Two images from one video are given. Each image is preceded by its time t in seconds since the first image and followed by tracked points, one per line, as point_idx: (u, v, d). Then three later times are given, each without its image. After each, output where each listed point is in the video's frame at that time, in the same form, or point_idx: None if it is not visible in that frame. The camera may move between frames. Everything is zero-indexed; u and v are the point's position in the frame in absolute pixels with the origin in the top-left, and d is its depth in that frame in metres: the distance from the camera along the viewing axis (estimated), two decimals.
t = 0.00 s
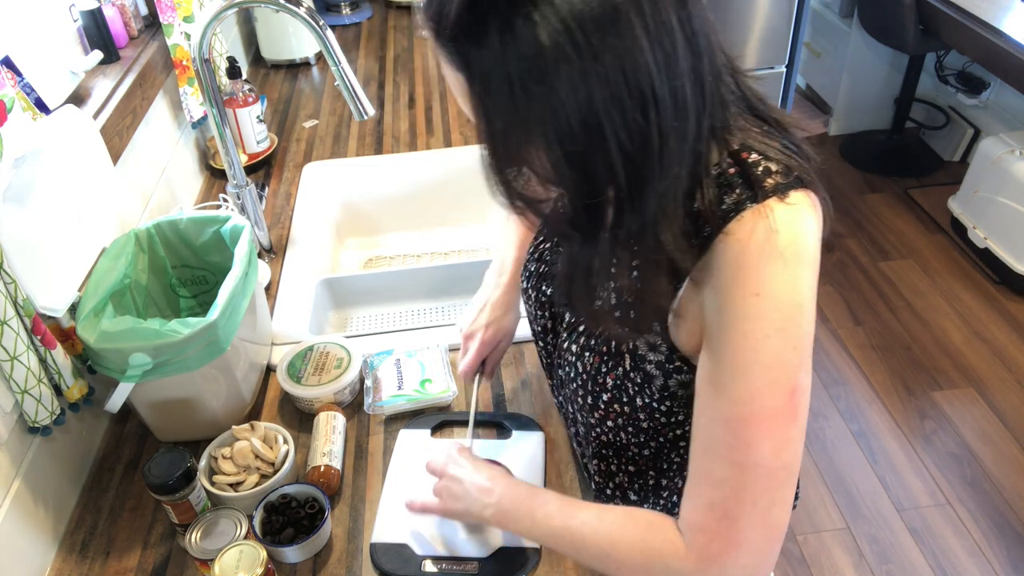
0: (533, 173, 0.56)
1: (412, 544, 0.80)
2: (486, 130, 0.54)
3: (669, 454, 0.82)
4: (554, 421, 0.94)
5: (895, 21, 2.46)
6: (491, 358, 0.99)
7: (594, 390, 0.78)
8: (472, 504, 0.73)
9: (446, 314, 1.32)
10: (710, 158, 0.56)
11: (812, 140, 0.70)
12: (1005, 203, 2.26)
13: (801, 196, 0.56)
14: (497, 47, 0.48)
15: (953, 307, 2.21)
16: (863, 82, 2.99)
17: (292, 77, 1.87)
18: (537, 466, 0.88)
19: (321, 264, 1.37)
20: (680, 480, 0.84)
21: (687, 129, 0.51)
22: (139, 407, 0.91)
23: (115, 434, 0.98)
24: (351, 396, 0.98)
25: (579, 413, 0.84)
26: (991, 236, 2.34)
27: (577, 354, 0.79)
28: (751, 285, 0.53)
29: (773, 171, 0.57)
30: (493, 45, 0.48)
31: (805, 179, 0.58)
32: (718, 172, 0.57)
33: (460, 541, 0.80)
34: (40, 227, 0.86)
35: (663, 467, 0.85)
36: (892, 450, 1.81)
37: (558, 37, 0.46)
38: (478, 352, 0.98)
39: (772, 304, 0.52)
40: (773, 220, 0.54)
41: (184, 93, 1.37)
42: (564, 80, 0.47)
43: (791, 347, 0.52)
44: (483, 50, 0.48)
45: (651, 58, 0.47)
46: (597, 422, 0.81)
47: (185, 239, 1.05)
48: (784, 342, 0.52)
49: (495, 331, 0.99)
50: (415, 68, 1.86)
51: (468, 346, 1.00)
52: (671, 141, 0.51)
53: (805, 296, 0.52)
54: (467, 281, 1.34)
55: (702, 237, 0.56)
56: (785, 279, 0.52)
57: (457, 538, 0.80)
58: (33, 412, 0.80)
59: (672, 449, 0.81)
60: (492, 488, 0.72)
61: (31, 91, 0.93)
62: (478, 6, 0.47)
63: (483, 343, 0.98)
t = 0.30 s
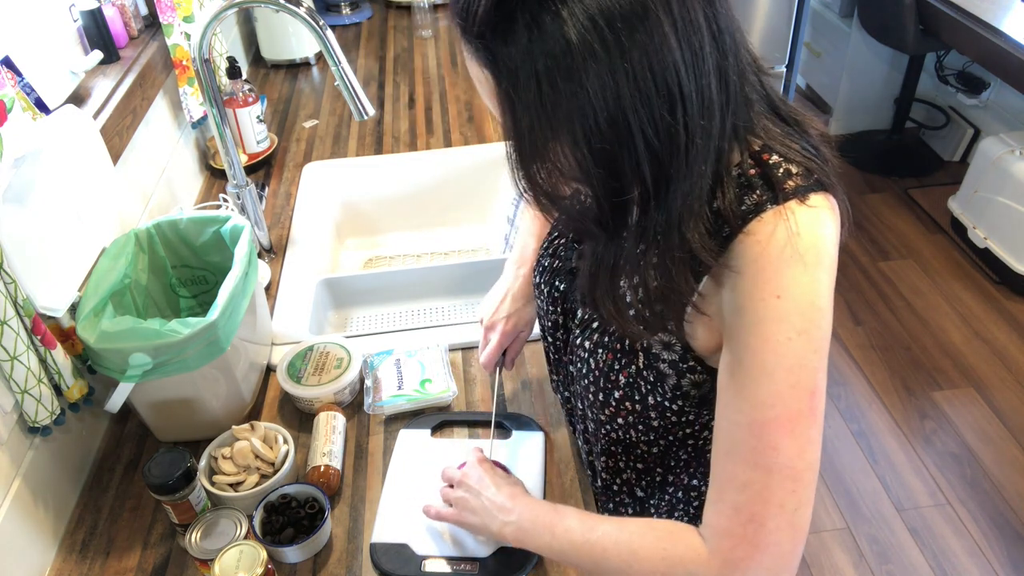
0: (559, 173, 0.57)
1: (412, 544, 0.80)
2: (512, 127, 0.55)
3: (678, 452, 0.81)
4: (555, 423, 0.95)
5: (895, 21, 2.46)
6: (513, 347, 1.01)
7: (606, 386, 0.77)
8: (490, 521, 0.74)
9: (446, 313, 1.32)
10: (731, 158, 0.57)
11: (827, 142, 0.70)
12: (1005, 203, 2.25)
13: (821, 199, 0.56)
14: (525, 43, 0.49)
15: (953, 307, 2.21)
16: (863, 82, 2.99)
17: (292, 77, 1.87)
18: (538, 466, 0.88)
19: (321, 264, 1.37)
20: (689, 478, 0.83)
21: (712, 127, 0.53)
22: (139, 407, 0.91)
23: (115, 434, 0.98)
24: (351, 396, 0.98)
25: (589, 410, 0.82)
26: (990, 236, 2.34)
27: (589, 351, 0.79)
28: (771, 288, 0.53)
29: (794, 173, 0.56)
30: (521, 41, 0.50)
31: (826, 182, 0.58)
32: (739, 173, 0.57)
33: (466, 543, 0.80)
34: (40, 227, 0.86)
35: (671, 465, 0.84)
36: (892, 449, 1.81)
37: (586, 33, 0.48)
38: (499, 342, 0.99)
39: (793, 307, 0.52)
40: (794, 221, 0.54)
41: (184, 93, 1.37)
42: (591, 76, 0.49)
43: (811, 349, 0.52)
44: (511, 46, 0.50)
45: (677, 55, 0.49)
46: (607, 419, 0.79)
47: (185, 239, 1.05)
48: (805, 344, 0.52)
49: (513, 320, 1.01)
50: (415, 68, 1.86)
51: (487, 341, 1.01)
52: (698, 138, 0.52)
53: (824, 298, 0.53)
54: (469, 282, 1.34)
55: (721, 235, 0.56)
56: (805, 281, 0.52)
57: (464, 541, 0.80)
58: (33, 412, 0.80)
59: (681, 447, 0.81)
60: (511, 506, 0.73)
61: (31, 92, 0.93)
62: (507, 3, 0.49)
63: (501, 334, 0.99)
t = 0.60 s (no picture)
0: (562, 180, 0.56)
1: (412, 544, 0.80)
2: (513, 135, 0.55)
3: (681, 455, 0.83)
4: (554, 423, 0.95)
5: (895, 21, 2.46)
6: (511, 348, 1.01)
7: (608, 391, 0.77)
8: (495, 529, 0.74)
9: (445, 314, 1.32)
10: (735, 164, 0.56)
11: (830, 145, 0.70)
12: (1005, 203, 2.25)
13: (826, 205, 0.56)
14: (525, 52, 0.49)
15: (953, 307, 2.21)
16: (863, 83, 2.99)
17: (292, 78, 1.87)
18: (538, 466, 0.88)
19: (321, 264, 1.37)
20: (692, 481, 0.85)
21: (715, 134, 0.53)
22: (139, 407, 0.91)
23: (115, 434, 0.98)
24: (351, 396, 0.98)
25: (591, 413, 0.81)
26: (991, 236, 2.33)
27: (592, 355, 0.78)
28: (774, 295, 0.53)
29: (798, 180, 0.56)
30: (522, 50, 0.49)
31: (830, 188, 0.58)
32: (742, 179, 0.57)
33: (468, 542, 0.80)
34: (40, 227, 0.86)
35: (675, 468, 0.85)
36: (892, 449, 1.81)
37: (587, 42, 0.47)
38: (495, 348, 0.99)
39: (796, 314, 0.52)
40: (798, 228, 0.54)
41: (184, 93, 1.37)
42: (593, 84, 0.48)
43: (814, 356, 0.52)
44: (512, 55, 0.50)
45: (679, 63, 0.49)
46: (610, 423, 0.79)
47: (185, 239, 1.05)
48: (807, 351, 0.52)
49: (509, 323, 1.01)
50: (415, 68, 1.86)
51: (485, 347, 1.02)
52: (701, 147, 0.52)
53: (827, 304, 0.53)
54: (469, 283, 1.34)
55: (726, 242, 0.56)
56: (808, 288, 0.53)
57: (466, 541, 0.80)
58: (33, 412, 0.80)
59: (684, 451, 0.82)
60: (516, 515, 0.73)
61: (31, 91, 0.93)
62: (507, 11, 0.49)
63: (497, 338, 1.00)
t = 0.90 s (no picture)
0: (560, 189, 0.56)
1: (412, 544, 0.80)
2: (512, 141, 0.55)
3: (688, 460, 0.83)
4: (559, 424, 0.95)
5: (895, 21, 2.46)
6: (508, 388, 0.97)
7: (614, 398, 0.78)
8: (496, 529, 0.74)
9: (445, 314, 1.32)
10: (734, 167, 0.56)
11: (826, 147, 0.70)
12: (1005, 203, 2.25)
13: (825, 207, 0.56)
14: (524, 58, 0.49)
15: (953, 307, 2.21)
16: (863, 83, 2.99)
17: (292, 78, 1.87)
18: (537, 465, 0.88)
19: (321, 264, 1.37)
20: (695, 482, 0.84)
21: (714, 139, 0.53)
22: (139, 407, 0.91)
23: (115, 434, 0.98)
24: (351, 396, 0.98)
25: (597, 418, 0.83)
26: (991, 236, 2.33)
27: (597, 362, 0.78)
28: (773, 296, 0.53)
29: (798, 181, 0.56)
30: (521, 55, 0.49)
31: (829, 188, 0.57)
32: (742, 181, 0.57)
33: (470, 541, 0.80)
34: (40, 227, 0.86)
35: (680, 471, 0.85)
36: (892, 449, 1.81)
37: (586, 47, 0.47)
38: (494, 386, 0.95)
39: (794, 316, 0.52)
40: (798, 229, 0.54)
41: (184, 93, 1.37)
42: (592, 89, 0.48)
43: (814, 356, 0.52)
44: (511, 60, 0.50)
45: (679, 68, 0.49)
46: (617, 428, 0.80)
47: (185, 239, 1.05)
48: (807, 351, 0.52)
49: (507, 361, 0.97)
50: (415, 68, 1.86)
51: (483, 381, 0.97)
52: (700, 153, 0.52)
53: (828, 304, 0.53)
54: (466, 282, 1.34)
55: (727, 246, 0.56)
56: (809, 289, 0.52)
57: (468, 539, 0.80)
58: (33, 412, 0.80)
59: (691, 454, 0.82)
60: (517, 515, 0.73)
61: (31, 92, 0.93)
62: (506, 15, 0.48)
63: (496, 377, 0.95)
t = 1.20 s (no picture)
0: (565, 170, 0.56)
1: (412, 544, 0.80)
2: (518, 122, 0.55)
3: (681, 455, 0.83)
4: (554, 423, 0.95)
5: (895, 21, 2.46)
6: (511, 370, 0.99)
7: (609, 388, 0.77)
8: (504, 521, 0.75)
9: (446, 314, 1.31)
10: (740, 160, 0.56)
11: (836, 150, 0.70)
12: (1005, 203, 2.25)
13: (830, 204, 0.55)
14: (534, 34, 0.49)
15: (953, 307, 2.21)
16: (863, 83, 2.99)
17: (292, 78, 1.87)
18: (538, 465, 0.88)
19: (321, 264, 1.37)
20: (691, 481, 0.86)
21: (721, 128, 0.53)
22: (139, 407, 0.91)
23: (115, 434, 0.98)
24: (351, 396, 0.98)
25: (592, 411, 0.82)
26: (991, 236, 2.33)
27: (593, 352, 0.79)
28: (775, 289, 0.53)
29: (804, 177, 0.56)
30: (531, 32, 0.50)
31: (836, 187, 0.57)
32: (748, 175, 0.56)
33: (471, 539, 0.80)
34: (40, 227, 0.86)
35: (676, 468, 0.85)
36: (892, 449, 1.81)
37: (594, 28, 0.48)
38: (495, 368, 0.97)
39: (796, 310, 0.52)
40: (802, 225, 0.53)
41: (184, 93, 1.37)
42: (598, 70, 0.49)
43: (815, 352, 0.52)
44: (520, 37, 0.50)
45: (686, 54, 0.49)
46: (611, 420, 0.79)
47: (185, 239, 1.05)
48: (808, 345, 0.52)
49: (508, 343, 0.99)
50: (415, 68, 1.86)
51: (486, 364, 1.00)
52: (705, 140, 0.52)
53: (830, 299, 0.53)
54: (466, 282, 1.34)
55: (726, 241, 0.56)
56: (811, 283, 0.52)
57: (468, 539, 0.80)
58: (33, 412, 0.80)
59: (684, 450, 0.82)
60: (525, 508, 0.74)
61: (31, 92, 0.93)
62: None
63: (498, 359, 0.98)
